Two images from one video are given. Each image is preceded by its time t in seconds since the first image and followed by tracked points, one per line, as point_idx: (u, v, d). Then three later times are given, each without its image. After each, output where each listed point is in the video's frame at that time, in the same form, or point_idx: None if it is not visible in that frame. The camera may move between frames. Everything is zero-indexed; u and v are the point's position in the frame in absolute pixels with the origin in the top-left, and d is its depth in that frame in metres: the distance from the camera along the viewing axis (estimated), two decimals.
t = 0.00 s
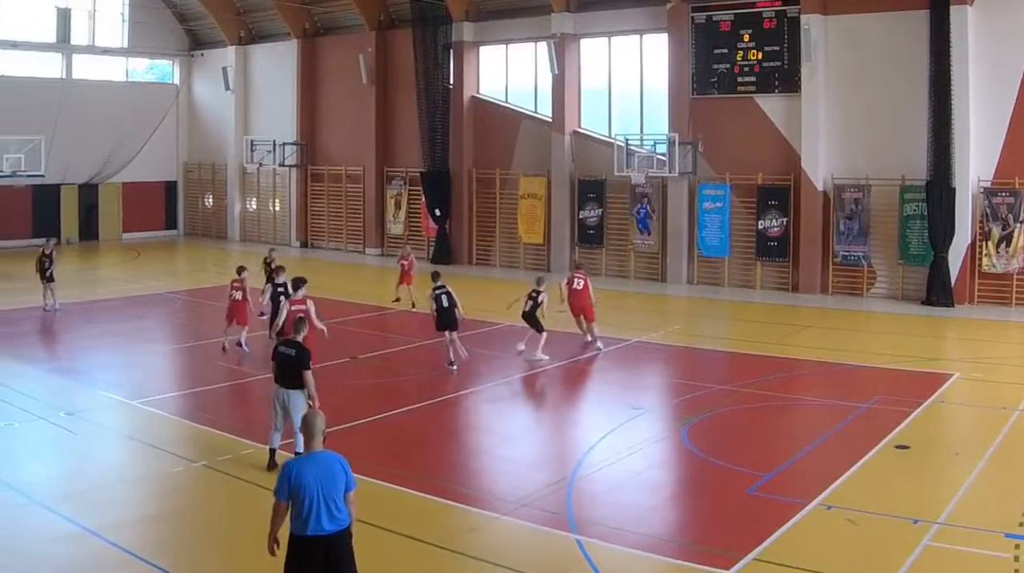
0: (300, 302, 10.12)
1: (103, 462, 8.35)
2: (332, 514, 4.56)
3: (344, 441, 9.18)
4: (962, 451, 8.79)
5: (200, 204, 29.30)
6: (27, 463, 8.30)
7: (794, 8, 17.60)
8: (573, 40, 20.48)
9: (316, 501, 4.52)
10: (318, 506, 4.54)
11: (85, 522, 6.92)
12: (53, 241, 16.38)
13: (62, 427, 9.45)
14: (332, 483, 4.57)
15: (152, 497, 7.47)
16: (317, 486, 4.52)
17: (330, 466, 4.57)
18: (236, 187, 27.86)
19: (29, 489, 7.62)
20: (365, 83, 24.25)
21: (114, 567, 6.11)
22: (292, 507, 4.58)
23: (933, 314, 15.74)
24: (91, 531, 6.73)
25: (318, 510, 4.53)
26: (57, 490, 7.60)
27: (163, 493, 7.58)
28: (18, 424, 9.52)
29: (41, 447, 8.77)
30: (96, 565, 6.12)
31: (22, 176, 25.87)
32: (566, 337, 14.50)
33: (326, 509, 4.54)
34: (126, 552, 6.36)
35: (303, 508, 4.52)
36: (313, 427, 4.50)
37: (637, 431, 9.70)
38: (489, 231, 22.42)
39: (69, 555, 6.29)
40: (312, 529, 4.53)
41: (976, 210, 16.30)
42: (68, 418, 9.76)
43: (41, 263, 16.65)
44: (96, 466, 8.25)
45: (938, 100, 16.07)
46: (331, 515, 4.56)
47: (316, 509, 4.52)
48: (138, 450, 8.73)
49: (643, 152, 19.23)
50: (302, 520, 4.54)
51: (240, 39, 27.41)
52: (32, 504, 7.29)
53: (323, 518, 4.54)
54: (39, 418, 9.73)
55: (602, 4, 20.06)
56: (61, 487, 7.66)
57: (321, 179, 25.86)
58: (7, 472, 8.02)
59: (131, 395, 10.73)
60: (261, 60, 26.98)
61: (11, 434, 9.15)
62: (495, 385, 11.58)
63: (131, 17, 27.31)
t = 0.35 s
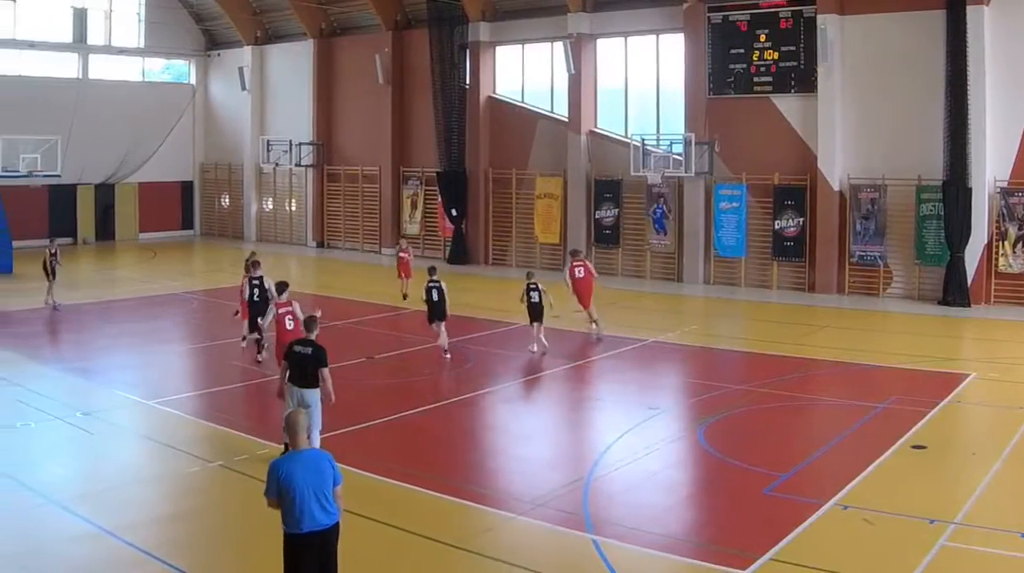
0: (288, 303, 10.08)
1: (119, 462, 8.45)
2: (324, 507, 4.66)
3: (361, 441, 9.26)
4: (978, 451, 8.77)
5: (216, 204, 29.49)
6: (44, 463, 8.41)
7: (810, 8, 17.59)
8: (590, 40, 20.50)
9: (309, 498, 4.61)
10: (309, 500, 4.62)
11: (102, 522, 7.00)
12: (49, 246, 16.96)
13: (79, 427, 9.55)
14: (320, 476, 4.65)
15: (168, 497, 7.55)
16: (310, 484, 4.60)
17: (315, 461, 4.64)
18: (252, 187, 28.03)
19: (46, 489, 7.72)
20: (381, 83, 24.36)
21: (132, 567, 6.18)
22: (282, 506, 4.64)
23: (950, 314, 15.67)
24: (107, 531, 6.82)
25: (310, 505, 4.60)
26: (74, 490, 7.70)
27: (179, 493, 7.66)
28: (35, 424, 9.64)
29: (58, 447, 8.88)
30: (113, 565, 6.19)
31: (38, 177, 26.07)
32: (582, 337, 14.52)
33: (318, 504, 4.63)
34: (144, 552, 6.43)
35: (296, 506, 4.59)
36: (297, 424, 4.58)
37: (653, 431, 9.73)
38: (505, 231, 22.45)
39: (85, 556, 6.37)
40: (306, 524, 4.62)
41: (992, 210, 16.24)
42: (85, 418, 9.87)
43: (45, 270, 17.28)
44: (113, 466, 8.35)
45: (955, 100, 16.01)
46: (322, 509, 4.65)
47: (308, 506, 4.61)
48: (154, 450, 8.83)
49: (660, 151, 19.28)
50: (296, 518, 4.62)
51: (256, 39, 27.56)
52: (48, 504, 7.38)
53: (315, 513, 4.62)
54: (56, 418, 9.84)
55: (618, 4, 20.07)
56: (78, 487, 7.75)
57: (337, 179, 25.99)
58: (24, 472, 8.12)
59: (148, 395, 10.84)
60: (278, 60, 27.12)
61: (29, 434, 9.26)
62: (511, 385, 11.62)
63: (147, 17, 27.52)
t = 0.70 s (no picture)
0: (278, 296, 11.10)
1: (135, 463, 8.53)
2: (315, 502, 4.84)
3: (377, 441, 9.33)
4: (995, 450, 8.75)
5: (232, 204, 29.67)
6: (60, 463, 8.51)
7: (826, 8, 17.54)
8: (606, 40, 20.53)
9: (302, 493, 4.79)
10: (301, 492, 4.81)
11: (118, 522, 7.09)
12: (57, 242, 17.41)
13: (96, 427, 9.66)
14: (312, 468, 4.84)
15: (183, 497, 7.64)
16: (303, 479, 4.78)
17: (306, 454, 4.83)
18: (268, 187, 28.17)
19: (62, 489, 7.81)
20: (398, 82, 24.45)
21: (149, 566, 6.26)
22: (273, 498, 4.83)
23: (967, 314, 15.61)
24: (123, 531, 6.90)
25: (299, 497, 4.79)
26: (90, 490, 7.79)
27: (193, 493, 7.74)
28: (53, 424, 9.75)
29: (75, 447, 8.98)
30: (131, 565, 6.27)
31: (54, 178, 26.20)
32: (597, 337, 14.55)
33: (310, 499, 4.81)
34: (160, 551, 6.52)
35: (288, 499, 4.77)
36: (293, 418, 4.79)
37: (669, 431, 9.75)
38: (522, 231, 22.49)
39: (102, 556, 6.44)
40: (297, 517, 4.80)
41: (1009, 209, 16.21)
42: (101, 418, 9.98)
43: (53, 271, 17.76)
44: (128, 466, 8.44)
45: (971, 100, 15.98)
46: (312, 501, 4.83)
47: (300, 500, 4.78)
48: (169, 450, 8.91)
49: (676, 151, 19.35)
50: (287, 510, 4.80)
51: (272, 39, 27.71)
52: (64, 504, 7.47)
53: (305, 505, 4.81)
54: (73, 419, 9.95)
55: (635, 4, 20.09)
56: (94, 488, 7.84)
57: (353, 179, 26.11)
58: (41, 472, 8.22)
59: (165, 395, 10.95)
60: (294, 60, 27.27)
61: (46, 435, 9.36)
62: (528, 385, 11.66)
63: (163, 17, 27.75)
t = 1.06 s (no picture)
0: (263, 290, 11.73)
1: (151, 463, 8.62)
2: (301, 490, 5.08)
3: (393, 441, 9.40)
4: (1011, 450, 8.74)
5: (248, 204, 29.85)
6: (77, 463, 8.59)
7: (842, 8, 17.49)
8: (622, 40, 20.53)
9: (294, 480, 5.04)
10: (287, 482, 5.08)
11: (135, 522, 7.15)
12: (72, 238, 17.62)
13: (112, 427, 9.75)
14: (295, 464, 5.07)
15: (198, 497, 7.70)
16: (295, 467, 5.03)
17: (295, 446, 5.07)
18: (284, 187, 28.31)
19: (79, 489, 7.89)
20: (414, 82, 24.52)
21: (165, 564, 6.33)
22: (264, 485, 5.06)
23: (983, 314, 15.54)
24: (140, 531, 6.97)
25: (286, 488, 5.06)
26: (106, 490, 7.86)
27: (209, 493, 7.81)
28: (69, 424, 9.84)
29: (91, 447, 9.06)
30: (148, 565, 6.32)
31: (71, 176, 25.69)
32: (612, 337, 14.58)
33: (298, 487, 5.06)
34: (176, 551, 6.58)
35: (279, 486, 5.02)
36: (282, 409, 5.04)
37: (686, 431, 9.77)
38: (538, 231, 22.51)
39: (119, 555, 6.50)
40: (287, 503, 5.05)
41: None
42: (118, 418, 10.07)
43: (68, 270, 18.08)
44: (144, 466, 8.51)
45: (987, 100, 15.94)
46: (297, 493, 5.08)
47: (289, 488, 5.04)
48: (184, 451, 8.99)
49: (691, 151, 19.29)
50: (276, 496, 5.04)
51: (288, 39, 27.86)
52: (81, 504, 7.53)
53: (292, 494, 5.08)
54: (90, 418, 10.05)
55: (651, 4, 20.08)
56: (110, 488, 7.92)
57: (369, 179, 26.23)
58: (58, 472, 8.30)
59: (181, 395, 11.04)
60: (310, 60, 27.42)
61: (63, 435, 9.45)
62: (544, 385, 11.70)
63: (179, 17, 27.84)
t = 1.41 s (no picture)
0: (250, 283, 12.49)
1: (168, 463, 8.69)
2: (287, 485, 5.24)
3: (411, 440, 9.47)
4: None
5: (265, 204, 30.02)
6: (93, 463, 8.66)
7: (859, 8, 17.45)
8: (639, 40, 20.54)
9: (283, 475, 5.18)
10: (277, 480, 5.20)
11: (152, 522, 7.21)
12: (93, 238, 17.76)
13: (128, 427, 9.84)
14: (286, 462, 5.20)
15: (213, 498, 7.76)
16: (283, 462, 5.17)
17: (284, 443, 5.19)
18: (301, 187, 28.45)
19: (96, 489, 7.95)
20: (431, 82, 24.63)
21: (181, 564, 6.39)
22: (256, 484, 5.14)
23: (1001, 313, 15.47)
24: (157, 531, 7.02)
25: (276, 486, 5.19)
26: (123, 491, 7.92)
27: (226, 494, 7.87)
28: (87, 423, 9.93)
29: (108, 447, 9.14)
30: (164, 565, 6.38)
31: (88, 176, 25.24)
32: (628, 337, 14.61)
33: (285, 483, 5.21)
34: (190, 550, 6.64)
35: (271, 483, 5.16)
36: (265, 409, 5.11)
37: (703, 431, 9.80)
38: (555, 231, 22.54)
39: (135, 555, 6.55)
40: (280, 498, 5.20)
41: None
42: (135, 418, 10.16)
43: (89, 268, 18.32)
44: (160, 466, 8.58)
45: (1003, 99, 15.88)
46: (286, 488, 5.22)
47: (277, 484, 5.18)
48: (200, 451, 9.07)
49: (708, 152, 19.25)
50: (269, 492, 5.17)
51: (305, 38, 28.02)
52: (97, 504, 7.60)
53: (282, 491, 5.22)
54: (107, 418, 10.14)
55: (667, 3, 20.09)
56: (127, 488, 7.98)
57: (386, 179, 26.35)
58: (75, 472, 8.37)
59: (198, 396, 11.13)
60: (326, 60, 27.57)
61: (80, 434, 9.53)
62: (560, 385, 11.75)
63: (196, 17, 28.18)
